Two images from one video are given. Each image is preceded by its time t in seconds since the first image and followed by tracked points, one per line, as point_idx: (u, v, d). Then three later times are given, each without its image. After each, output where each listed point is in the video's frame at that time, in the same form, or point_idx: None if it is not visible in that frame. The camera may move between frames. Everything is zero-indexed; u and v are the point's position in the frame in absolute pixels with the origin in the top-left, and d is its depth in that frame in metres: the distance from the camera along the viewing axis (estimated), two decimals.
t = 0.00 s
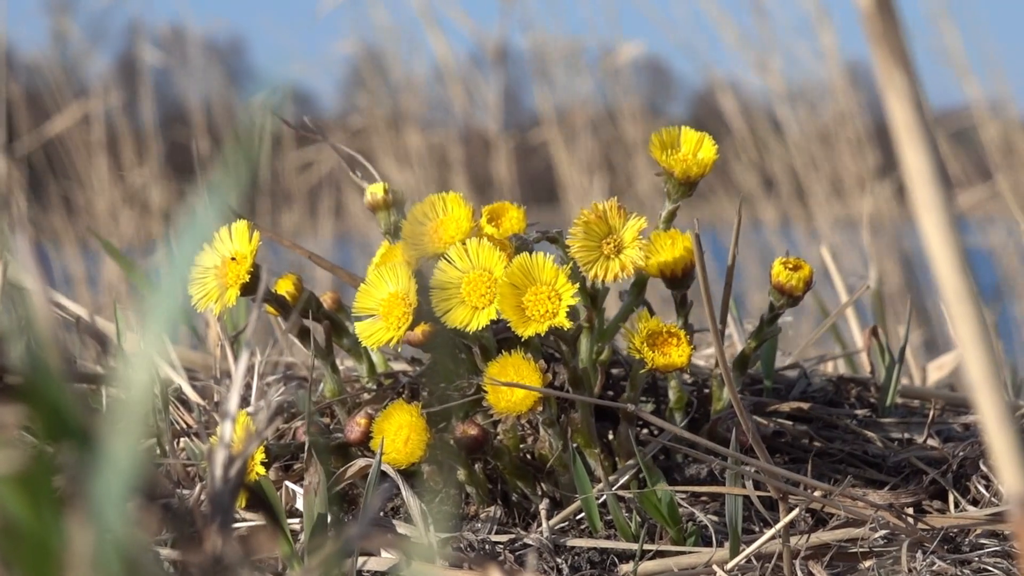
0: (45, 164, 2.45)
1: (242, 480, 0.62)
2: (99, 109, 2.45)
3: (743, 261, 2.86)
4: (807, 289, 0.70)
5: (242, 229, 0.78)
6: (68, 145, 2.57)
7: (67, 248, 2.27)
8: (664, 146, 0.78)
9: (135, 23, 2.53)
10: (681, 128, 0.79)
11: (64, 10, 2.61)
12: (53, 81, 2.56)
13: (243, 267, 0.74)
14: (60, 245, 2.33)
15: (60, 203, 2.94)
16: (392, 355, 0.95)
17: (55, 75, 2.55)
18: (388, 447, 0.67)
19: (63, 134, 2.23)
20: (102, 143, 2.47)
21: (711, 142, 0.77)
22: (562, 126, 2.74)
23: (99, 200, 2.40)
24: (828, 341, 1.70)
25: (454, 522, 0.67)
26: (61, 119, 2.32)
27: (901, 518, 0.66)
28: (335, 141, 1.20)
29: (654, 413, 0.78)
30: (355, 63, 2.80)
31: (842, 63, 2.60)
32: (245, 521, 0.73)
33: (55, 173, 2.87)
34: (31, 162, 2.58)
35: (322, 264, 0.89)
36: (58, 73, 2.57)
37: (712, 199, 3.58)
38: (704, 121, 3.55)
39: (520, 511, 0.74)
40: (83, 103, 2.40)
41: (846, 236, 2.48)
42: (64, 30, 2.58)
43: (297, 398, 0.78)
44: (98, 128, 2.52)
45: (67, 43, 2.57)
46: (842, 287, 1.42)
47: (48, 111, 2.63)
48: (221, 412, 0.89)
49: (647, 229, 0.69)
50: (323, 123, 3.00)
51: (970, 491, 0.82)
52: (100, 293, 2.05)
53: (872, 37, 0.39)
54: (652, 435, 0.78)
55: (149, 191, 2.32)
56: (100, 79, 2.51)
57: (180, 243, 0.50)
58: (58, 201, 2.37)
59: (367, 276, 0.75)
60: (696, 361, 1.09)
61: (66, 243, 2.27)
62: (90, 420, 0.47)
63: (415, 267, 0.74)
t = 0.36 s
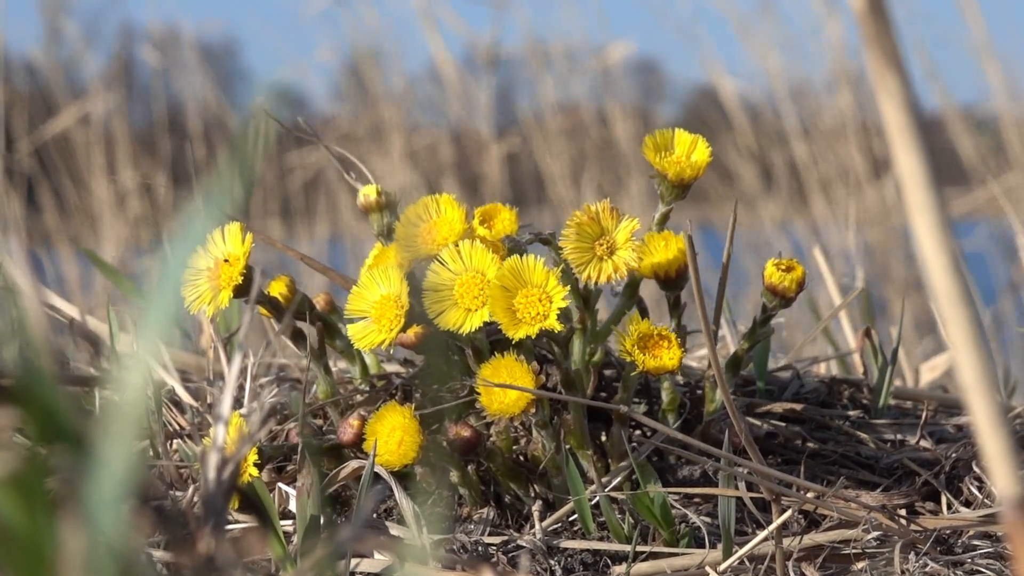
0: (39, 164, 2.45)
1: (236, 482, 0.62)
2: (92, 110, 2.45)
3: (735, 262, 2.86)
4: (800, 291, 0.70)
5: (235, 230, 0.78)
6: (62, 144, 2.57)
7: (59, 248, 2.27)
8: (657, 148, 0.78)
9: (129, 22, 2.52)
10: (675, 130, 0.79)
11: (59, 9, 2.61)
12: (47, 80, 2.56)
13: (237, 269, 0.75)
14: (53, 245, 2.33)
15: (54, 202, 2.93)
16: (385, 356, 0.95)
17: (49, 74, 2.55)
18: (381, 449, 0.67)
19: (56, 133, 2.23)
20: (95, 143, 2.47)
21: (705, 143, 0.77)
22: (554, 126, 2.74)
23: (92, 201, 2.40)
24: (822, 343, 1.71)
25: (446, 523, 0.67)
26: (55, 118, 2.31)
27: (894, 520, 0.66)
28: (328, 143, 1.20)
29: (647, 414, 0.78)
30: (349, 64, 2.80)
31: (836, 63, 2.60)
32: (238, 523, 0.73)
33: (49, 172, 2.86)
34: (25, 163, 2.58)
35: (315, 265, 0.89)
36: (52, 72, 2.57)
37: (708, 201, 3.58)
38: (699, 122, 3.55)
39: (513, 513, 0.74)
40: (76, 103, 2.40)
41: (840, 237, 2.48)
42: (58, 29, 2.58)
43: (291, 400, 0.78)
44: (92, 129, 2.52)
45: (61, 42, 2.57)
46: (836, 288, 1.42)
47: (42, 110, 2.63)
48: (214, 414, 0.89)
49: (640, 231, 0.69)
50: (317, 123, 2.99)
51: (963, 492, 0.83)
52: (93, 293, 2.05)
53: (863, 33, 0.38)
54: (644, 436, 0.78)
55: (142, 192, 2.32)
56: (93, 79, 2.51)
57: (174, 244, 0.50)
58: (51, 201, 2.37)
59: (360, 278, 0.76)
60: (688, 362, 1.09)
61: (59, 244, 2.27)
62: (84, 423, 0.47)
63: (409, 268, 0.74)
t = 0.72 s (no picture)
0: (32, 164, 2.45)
1: (226, 483, 0.62)
2: (83, 110, 2.45)
3: (729, 262, 2.86)
4: (791, 291, 0.71)
5: (226, 231, 0.78)
6: (53, 144, 2.56)
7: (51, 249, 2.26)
8: (649, 149, 0.78)
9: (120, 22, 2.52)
10: (666, 131, 0.79)
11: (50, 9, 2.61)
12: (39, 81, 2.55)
13: (228, 270, 0.75)
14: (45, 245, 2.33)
15: (48, 203, 2.93)
16: (376, 357, 0.95)
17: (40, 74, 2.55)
18: (372, 449, 0.68)
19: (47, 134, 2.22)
20: (86, 143, 2.47)
21: (696, 144, 0.77)
22: (545, 127, 2.73)
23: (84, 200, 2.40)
24: (815, 344, 1.71)
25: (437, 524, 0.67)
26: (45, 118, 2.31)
27: (884, 521, 0.67)
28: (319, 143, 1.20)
29: (638, 415, 0.78)
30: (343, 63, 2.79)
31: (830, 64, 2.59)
32: (229, 523, 0.74)
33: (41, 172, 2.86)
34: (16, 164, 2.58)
35: (306, 265, 0.90)
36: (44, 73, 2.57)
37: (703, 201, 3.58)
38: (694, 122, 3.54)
39: (504, 513, 0.75)
40: (68, 103, 2.40)
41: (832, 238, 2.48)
42: (49, 30, 2.57)
43: (281, 400, 0.78)
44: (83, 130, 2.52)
45: (53, 43, 2.57)
46: (827, 289, 1.42)
47: (34, 110, 2.62)
48: (205, 414, 0.89)
49: (632, 232, 0.69)
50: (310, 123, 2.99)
51: (954, 493, 0.83)
52: (85, 294, 2.05)
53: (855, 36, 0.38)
54: (635, 436, 0.78)
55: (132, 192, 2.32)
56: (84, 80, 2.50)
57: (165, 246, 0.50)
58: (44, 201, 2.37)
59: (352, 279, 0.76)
60: (680, 363, 1.09)
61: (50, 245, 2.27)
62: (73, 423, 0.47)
63: (400, 269, 0.74)
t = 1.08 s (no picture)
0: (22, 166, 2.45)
1: (218, 484, 0.62)
2: (74, 112, 2.45)
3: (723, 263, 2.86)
4: (783, 293, 0.71)
5: (217, 232, 0.78)
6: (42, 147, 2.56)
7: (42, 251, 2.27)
8: (642, 150, 0.78)
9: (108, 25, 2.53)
10: (659, 132, 0.79)
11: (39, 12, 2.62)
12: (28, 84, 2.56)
13: (220, 271, 0.75)
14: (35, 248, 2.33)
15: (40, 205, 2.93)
16: (367, 358, 0.96)
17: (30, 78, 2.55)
18: (364, 450, 0.68)
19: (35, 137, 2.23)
20: (77, 145, 2.47)
21: (690, 146, 0.77)
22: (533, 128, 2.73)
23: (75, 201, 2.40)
24: (807, 345, 1.71)
25: (428, 525, 0.67)
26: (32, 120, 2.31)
27: (875, 521, 0.67)
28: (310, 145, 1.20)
29: (629, 416, 0.78)
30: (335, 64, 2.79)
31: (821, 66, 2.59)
32: (221, 524, 0.74)
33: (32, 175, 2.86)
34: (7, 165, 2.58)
35: (297, 266, 0.90)
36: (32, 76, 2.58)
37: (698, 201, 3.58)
38: (688, 122, 3.54)
39: (495, 514, 0.75)
40: (56, 106, 2.40)
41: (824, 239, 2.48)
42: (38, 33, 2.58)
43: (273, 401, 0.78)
44: (74, 131, 2.51)
45: (41, 46, 2.57)
46: (818, 290, 1.42)
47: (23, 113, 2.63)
48: (196, 415, 0.89)
49: (624, 232, 0.70)
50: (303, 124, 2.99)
51: (945, 493, 0.83)
52: (75, 296, 2.05)
53: (844, 37, 0.38)
54: (626, 437, 0.79)
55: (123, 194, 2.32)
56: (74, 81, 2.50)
57: (157, 247, 0.51)
58: (33, 203, 2.37)
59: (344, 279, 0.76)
60: (671, 364, 1.09)
61: (40, 246, 2.27)
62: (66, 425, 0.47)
63: (392, 270, 0.74)
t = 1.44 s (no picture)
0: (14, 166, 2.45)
1: (209, 483, 0.62)
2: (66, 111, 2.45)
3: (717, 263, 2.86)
4: (774, 291, 0.71)
5: (209, 230, 0.78)
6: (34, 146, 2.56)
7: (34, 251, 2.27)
8: (633, 149, 0.78)
9: (100, 25, 2.52)
10: (650, 131, 0.79)
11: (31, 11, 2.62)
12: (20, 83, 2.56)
13: (211, 269, 0.75)
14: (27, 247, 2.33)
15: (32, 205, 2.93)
16: (358, 357, 0.96)
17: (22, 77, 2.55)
18: (356, 449, 0.68)
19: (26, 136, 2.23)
20: (68, 145, 2.47)
21: (679, 144, 0.77)
22: (526, 127, 2.73)
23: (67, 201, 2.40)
24: (798, 344, 1.71)
25: (419, 523, 0.68)
26: (23, 119, 2.31)
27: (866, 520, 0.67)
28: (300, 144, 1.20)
29: (620, 415, 0.78)
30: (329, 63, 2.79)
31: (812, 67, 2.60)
32: (212, 523, 0.74)
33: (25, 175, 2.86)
34: None
35: (287, 265, 0.90)
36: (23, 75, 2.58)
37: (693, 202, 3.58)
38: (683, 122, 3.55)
39: (486, 513, 0.75)
40: (48, 105, 2.40)
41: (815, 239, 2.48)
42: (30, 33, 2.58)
43: (264, 401, 0.78)
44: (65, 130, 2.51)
45: (32, 45, 2.57)
46: (809, 289, 1.42)
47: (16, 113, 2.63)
48: (187, 414, 0.89)
49: (616, 231, 0.69)
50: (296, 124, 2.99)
51: (936, 492, 0.83)
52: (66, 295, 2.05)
53: (835, 35, 0.38)
54: (617, 436, 0.79)
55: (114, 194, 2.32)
56: (65, 81, 2.50)
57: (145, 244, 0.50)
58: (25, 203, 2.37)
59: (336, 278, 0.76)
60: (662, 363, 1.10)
61: (32, 246, 2.27)
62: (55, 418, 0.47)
63: (383, 268, 0.74)
